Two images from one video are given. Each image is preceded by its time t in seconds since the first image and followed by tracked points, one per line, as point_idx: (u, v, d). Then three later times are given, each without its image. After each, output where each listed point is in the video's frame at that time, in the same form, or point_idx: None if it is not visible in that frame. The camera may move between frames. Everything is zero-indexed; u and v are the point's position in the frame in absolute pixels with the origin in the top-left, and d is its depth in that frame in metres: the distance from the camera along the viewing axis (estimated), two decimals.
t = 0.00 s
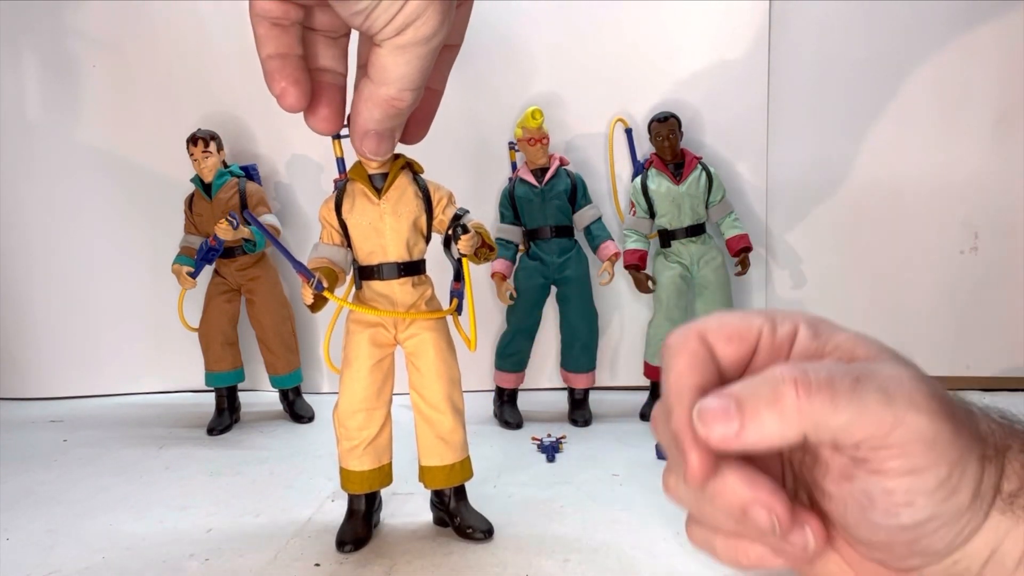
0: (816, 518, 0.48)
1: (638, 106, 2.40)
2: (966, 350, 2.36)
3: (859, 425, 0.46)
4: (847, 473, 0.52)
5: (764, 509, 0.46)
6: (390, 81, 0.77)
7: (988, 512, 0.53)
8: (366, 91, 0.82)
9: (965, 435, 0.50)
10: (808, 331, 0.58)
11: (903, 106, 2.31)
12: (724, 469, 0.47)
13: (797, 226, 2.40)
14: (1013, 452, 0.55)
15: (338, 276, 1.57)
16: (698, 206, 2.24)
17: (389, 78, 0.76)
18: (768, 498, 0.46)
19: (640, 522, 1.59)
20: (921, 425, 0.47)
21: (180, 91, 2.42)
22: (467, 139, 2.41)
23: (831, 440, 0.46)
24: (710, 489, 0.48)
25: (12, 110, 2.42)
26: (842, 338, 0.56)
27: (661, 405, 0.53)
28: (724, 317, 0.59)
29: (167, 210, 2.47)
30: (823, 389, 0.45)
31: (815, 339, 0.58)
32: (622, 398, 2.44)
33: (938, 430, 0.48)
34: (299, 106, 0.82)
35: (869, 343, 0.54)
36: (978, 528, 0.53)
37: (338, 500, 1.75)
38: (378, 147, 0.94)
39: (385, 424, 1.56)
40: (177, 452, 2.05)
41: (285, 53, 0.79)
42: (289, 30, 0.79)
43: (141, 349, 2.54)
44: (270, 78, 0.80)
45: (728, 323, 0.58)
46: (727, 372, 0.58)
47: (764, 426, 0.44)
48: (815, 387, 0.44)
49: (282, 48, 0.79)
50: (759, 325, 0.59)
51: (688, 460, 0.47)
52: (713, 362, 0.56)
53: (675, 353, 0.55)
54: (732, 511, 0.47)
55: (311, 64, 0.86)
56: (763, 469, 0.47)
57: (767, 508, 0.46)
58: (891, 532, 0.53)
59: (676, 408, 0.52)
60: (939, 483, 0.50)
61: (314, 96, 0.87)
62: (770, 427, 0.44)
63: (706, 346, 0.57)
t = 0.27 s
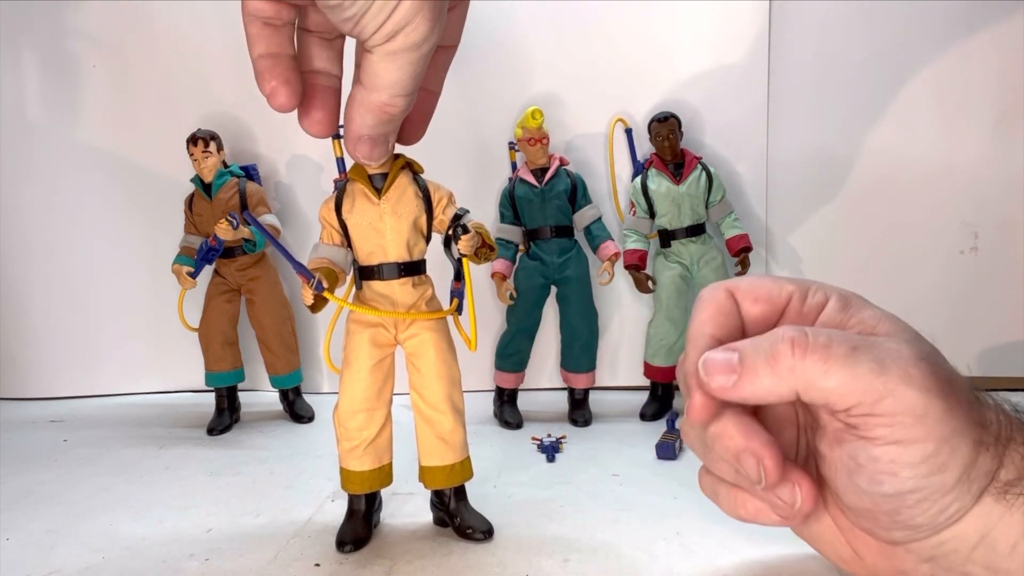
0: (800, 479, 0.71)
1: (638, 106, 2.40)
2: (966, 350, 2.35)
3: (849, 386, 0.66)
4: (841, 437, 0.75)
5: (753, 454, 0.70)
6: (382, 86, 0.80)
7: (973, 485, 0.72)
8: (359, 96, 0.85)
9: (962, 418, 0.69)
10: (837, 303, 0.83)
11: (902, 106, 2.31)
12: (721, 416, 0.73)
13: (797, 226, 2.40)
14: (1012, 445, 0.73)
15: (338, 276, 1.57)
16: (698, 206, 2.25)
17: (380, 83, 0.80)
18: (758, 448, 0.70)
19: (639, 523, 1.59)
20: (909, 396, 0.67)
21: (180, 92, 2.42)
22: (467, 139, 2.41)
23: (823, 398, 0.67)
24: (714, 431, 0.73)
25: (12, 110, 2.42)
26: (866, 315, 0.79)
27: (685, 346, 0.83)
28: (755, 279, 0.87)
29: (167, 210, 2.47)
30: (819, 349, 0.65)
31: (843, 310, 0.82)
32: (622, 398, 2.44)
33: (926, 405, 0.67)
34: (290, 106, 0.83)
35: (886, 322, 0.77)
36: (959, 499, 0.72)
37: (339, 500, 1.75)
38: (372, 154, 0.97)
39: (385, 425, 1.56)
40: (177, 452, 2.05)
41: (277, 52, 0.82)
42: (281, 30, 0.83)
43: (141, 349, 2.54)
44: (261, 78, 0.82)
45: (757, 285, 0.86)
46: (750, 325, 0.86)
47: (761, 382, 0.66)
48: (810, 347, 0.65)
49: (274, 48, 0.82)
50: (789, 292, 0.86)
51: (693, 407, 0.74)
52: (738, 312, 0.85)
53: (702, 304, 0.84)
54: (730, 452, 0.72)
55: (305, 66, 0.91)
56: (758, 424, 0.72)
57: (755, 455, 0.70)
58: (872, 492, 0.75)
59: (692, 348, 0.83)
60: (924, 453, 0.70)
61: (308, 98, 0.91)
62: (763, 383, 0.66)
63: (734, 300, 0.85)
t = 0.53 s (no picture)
0: (793, 496, 0.71)
1: (638, 106, 2.40)
2: (967, 350, 2.35)
3: (843, 411, 0.66)
4: (837, 456, 0.75)
5: (745, 474, 0.70)
6: (381, 84, 0.81)
7: (971, 499, 0.72)
8: (359, 93, 0.86)
9: (958, 435, 0.69)
10: (826, 313, 0.85)
11: (902, 105, 2.31)
12: (713, 435, 0.73)
13: (797, 226, 2.40)
14: (1009, 456, 0.73)
15: (338, 276, 1.57)
16: (698, 206, 2.25)
17: (379, 80, 0.80)
18: (751, 468, 0.69)
19: (639, 523, 1.59)
20: (903, 418, 0.66)
21: (180, 92, 2.43)
22: (467, 138, 2.41)
23: (817, 423, 0.67)
24: (706, 450, 0.73)
25: (12, 111, 2.42)
26: (856, 325, 0.83)
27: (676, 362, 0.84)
28: (744, 292, 0.88)
29: (167, 210, 2.47)
30: (810, 375, 0.65)
31: (832, 321, 0.85)
32: (622, 398, 2.44)
33: (922, 425, 0.67)
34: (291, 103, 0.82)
35: (876, 333, 0.80)
36: (958, 513, 0.72)
37: (339, 500, 1.75)
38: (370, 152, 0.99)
39: (385, 425, 1.56)
40: (177, 452, 2.05)
41: (280, 48, 0.80)
42: (284, 26, 0.80)
43: (141, 349, 2.54)
44: (262, 73, 0.81)
45: (746, 298, 0.87)
46: (740, 337, 0.88)
47: (752, 410, 0.67)
48: (801, 374, 0.65)
49: (277, 44, 0.80)
50: (779, 304, 0.87)
51: (686, 425, 0.75)
52: (727, 326, 0.86)
53: (692, 321, 0.85)
54: (723, 471, 0.72)
55: (309, 67, 0.91)
56: (751, 444, 0.72)
57: (747, 475, 0.70)
58: (871, 509, 0.75)
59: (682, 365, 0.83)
60: (921, 471, 0.70)
61: (309, 100, 0.91)
62: (756, 411, 0.67)
63: (723, 315, 0.87)
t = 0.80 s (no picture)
0: (792, 494, 0.71)
1: (638, 106, 2.40)
2: (967, 350, 2.35)
3: (844, 408, 0.66)
4: (838, 455, 0.75)
5: (745, 471, 0.70)
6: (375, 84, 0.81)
7: (971, 497, 0.72)
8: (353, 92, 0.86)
9: (959, 433, 0.69)
10: (827, 312, 0.85)
11: (902, 105, 2.31)
12: (714, 433, 0.73)
13: (797, 226, 2.40)
14: (1009, 455, 0.73)
15: (338, 276, 1.57)
16: (698, 206, 2.25)
17: (373, 79, 0.80)
18: (750, 466, 0.69)
19: (639, 523, 1.59)
20: (904, 416, 0.66)
21: (180, 92, 2.43)
22: (467, 138, 2.41)
23: (819, 421, 0.67)
24: (705, 447, 0.73)
25: (11, 111, 2.42)
26: (858, 324, 0.82)
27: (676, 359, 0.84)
28: (746, 290, 0.88)
29: (167, 210, 2.47)
30: (812, 374, 0.65)
31: (833, 320, 0.84)
32: (622, 398, 2.44)
33: (923, 424, 0.66)
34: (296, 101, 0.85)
35: (878, 331, 0.80)
36: (958, 512, 0.72)
37: (339, 500, 1.75)
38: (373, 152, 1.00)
39: (385, 425, 1.56)
40: (177, 452, 2.05)
41: (285, 49, 0.83)
42: (292, 25, 0.82)
43: (141, 349, 2.54)
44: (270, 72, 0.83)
45: (748, 296, 0.88)
46: (741, 335, 0.88)
47: (753, 409, 0.67)
48: (803, 372, 0.65)
49: (284, 44, 0.82)
50: (781, 302, 0.87)
51: (686, 423, 0.75)
52: (728, 324, 0.87)
53: (693, 318, 0.85)
54: (722, 468, 0.72)
55: (317, 65, 0.92)
56: (751, 442, 0.72)
57: (747, 472, 0.70)
58: (871, 508, 0.75)
59: (683, 361, 0.83)
60: (922, 470, 0.70)
61: (315, 98, 0.93)
62: (757, 409, 0.67)
63: (724, 313, 0.87)
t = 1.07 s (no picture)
0: (793, 491, 0.71)
1: (638, 106, 2.40)
2: (967, 350, 2.35)
3: (845, 406, 0.66)
4: (839, 452, 0.75)
5: (746, 469, 0.70)
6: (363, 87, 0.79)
7: (972, 495, 0.72)
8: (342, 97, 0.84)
9: (960, 431, 0.69)
10: (829, 311, 0.85)
11: (902, 105, 2.31)
12: (714, 431, 0.73)
13: (797, 226, 2.40)
14: (1010, 453, 0.73)
15: (341, 277, 1.57)
16: (698, 206, 2.25)
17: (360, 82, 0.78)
18: (751, 463, 0.70)
19: (639, 523, 1.59)
20: (905, 414, 0.66)
21: (180, 92, 2.43)
22: (467, 138, 2.41)
23: (820, 419, 0.67)
24: (706, 445, 0.73)
25: (11, 111, 2.42)
26: (859, 322, 0.82)
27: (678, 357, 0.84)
28: (748, 289, 0.88)
29: (167, 210, 2.47)
30: (812, 371, 0.65)
31: (835, 318, 0.84)
32: (622, 398, 2.44)
33: (924, 422, 0.66)
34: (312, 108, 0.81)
35: (880, 329, 0.80)
36: (958, 510, 0.72)
37: (339, 500, 1.75)
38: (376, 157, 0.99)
39: (387, 425, 1.56)
40: (177, 452, 2.05)
41: (297, 55, 0.81)
42: (302, 33, 0.80)
43: (141, 349, 2.54)
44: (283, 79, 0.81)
45: (750, 295, 0.88)
46: (744, 334, 0.88)
47: (754, 407, 0.67)
48: (804, 370, 0.65)
49: (295, 51, 0.80)
50: (783, 300, 0.87)
51: (687, 420, 0.75)
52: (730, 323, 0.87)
53: (695, 316, 0.85)
54: (723, 465, 0.72)
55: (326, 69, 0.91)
56: (752, 440, 0.72)
57: (748, 469, 0.70)
58: (871, 506, 0.75)
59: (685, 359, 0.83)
60: (923, 468, 0.70)
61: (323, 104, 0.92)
62: (758, 407, 0.67)
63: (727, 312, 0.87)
